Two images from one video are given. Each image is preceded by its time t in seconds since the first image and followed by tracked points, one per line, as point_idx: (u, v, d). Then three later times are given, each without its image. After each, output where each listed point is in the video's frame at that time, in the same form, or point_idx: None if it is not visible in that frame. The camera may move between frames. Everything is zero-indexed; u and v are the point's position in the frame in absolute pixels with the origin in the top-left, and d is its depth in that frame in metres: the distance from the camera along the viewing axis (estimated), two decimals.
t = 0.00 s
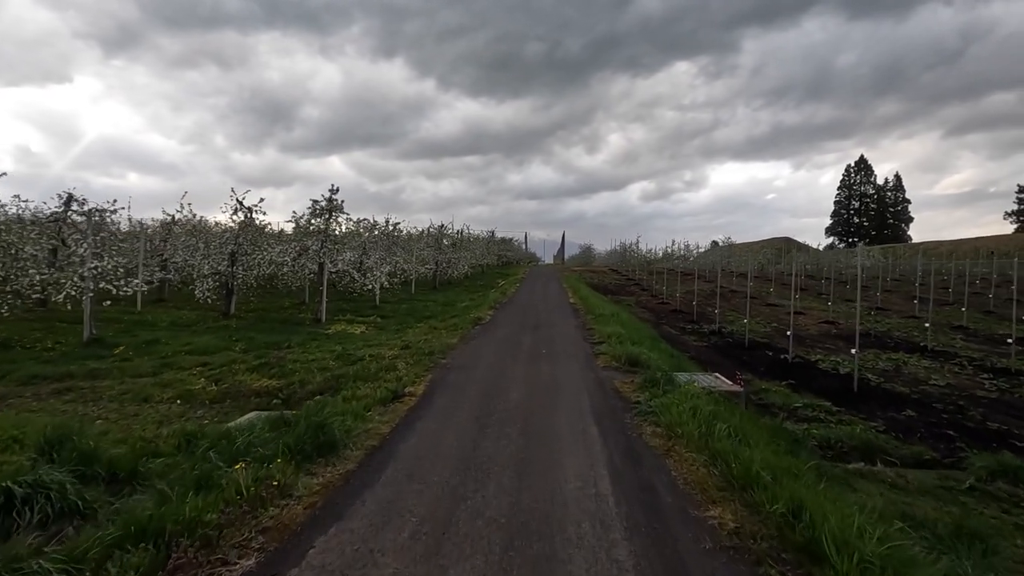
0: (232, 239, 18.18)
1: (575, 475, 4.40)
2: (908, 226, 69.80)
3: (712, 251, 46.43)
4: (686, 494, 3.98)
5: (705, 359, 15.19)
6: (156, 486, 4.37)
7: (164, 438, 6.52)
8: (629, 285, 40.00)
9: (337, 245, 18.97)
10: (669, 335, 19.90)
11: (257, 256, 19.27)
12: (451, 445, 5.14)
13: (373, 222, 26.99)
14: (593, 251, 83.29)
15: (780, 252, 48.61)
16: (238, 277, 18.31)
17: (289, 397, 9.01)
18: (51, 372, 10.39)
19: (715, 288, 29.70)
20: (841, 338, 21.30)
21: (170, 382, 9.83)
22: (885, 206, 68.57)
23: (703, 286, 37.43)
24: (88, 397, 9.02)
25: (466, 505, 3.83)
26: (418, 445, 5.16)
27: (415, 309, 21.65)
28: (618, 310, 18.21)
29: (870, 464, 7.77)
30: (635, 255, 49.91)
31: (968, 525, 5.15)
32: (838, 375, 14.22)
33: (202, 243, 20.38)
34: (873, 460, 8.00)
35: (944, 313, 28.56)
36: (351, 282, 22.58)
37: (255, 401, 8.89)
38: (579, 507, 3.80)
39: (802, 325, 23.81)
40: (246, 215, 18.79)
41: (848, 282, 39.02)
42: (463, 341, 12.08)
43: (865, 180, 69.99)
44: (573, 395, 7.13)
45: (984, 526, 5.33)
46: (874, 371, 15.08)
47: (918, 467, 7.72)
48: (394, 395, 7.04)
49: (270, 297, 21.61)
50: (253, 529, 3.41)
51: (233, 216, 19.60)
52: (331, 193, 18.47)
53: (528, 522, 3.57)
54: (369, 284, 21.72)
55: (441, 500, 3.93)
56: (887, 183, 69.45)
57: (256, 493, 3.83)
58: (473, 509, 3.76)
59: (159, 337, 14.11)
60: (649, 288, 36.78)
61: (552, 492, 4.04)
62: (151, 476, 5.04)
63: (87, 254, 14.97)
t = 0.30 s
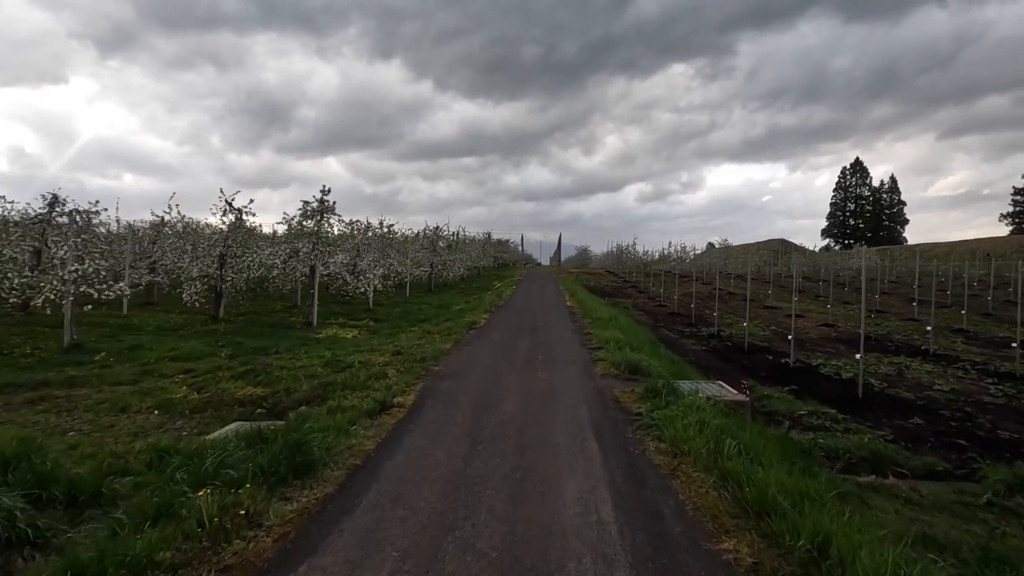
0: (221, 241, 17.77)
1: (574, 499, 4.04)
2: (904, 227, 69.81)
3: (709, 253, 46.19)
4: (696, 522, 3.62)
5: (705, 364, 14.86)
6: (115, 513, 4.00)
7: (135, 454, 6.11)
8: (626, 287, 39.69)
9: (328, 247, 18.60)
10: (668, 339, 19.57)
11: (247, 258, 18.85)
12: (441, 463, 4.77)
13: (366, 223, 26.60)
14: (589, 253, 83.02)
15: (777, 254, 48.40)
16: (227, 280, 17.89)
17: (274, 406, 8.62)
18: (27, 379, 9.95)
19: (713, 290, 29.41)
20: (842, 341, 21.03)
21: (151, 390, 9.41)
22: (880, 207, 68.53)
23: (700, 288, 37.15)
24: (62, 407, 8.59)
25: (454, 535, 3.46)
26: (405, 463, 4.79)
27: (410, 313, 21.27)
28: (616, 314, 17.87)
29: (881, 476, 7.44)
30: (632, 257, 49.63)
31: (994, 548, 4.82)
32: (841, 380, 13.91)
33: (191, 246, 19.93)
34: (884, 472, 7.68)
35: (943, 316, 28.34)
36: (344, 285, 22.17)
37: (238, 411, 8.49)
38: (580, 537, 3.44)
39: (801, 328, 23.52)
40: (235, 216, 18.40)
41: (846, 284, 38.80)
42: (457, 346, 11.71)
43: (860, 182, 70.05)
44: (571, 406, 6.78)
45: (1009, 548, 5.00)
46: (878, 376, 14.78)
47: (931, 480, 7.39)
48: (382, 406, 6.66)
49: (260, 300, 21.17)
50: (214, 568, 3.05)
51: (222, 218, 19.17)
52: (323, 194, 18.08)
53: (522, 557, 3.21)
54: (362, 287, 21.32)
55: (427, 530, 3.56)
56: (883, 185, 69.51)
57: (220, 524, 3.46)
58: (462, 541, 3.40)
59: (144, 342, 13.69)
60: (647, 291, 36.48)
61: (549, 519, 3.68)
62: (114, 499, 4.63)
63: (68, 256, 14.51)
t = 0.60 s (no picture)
0: (208, 242, 17.32)
1: (567, 522, 3.66)
2: (899, 230, 69.77)
3: (706, 255, 45.95)
4: (702, 549, 3.25)
5: (704, 368, 14.50)
6: (56, 541, 3.60)
7: (98, 468, 5.71)
8: (623, 289, 39.34)
9: (319, 248, 18.20)
10: (665, 342, 19.22)
11: (235, 260, 18.41)
12: (423, 480, 4.39)
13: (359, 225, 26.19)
14: (585, 256, 82.76)
15: (774, 256, 48.24)
16: (214, 282, 17.47)
17: (255, 414, 8.21)
18: None
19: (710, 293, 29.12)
20: (841, 344, 20.72)
21: (126, 397, 8.98)
22: (876, 209, 68.53)
23: (697, 290, 36.85)
24: (30, 415, 8.15)
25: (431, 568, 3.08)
26: (384, 481, 4.41)
27: (402, 315, 20.88)
28: (612, 316, 17.52)
29: (891, 488, 7.09)
30: (628, 260, 49.37)
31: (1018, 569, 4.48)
32: (842, 384, 13.57)
33: (178, 247, 19.47)
34: (893, 482, 7.33)
35: (942, 317, 28.08)
36: (335, 287, 21.75)
37: (216, 419, 8.09)
38: (572, 569, 3.07)
39: (799, 330, 23.23)
40: (223, 216, 17.97)
41: (843, 286, 38.57)
42: (448, 350, 11.31)
43: (856, 184, 70.10)
44: (565, 413, 6.41)
45: None
46: (880, 380, 14.46)
47: (942, 492, 7.04)
48: (364, 415, 6.27)
49: (249, 303, 20.73)
50: None
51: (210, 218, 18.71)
52: (313, 194, 17.67)
53: None
54: (353, 289, 20.90)
55: (402, 560, 3.19)
56: (878, 187, 69.48)
57: (168, 556, 3.08)
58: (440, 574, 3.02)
59: (126, 346, 13.27)
60: (644, 293, 36.15)
61: (539, 547, 3.31)
62: (63, 522, 4.25)
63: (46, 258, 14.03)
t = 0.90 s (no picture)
0: (200, 246, 16.95)
1: (567, 557, 3.31)
2: (899, 232, 69.54)
3: (705, 258, 45.65)
4: None
5: (707, 374, 14.15)
6: None
7: (67, 488, 5.34)
8: (622, 292, 38.98)
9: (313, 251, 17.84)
10: (666, 347, 18.86)
11: (227, 264, 18.05)
12: (410, 506, 4.03)
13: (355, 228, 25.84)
14: (584, 258, 82.43)
15: (774, 258, 47.98)
16: (206, 287, 17.09)
17: (240, 427, 7.83)
18: None
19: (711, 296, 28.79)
20: (845, 348, 20.38)
21: (107, 408, 8.61)
22: (876, 211, 68.31)
23: (698, 292, 36.53)
24: (5, 428, 7.78)
25: None
26: (369, 507, 4.04)
27: (399, 320, 20.53)
28: (613, 321, 17.17)
29: (907, 504, 6.75)
30: (627, 262, 49.07)
31: None
32: (849, 391, 13.23)
33: (170, 250, 19.09)
34: (909, 498, 6.99)
35: (946, 320, 27.76)
36: (331, 291, 21.38)
37: (200, 432, 7.72)
38: None
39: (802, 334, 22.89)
40: (215, 219, 17.62)
41: (844, 289, 38.27)
42: (444, 357, 10.96)
43: (855, 187, 69.90)
44: (565, 428, 6.05)
45: None
46: (887, 386, 14.12)
47: (961, 509, 6.70)
48: (352, 430, 5.91)
49: (243, 307, 20.35)
50: None
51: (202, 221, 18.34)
52: (307, 196, 17.32)
53: None
54: (348, 293, 20.54)
55: None
56: (877, 189, 69.30)
57: None
58: None
59: (113, 353, 12.90)
60: (643, 296, 35.81)
61: None
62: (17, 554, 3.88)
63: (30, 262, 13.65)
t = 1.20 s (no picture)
0: (196, 247, 16.66)
1: None
2: (905, 232, 68.91)
3: (710, 259, 45.21)
4: None
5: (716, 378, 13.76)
6: None
7: (40, 505, 5.00)
8: (626, 293, 38.57)
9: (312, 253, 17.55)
10: (672, 349, 18.48)
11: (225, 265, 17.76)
12: (404, 531, 3.67)
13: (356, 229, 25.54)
14: (587, 259, 82.03)
15: (779, 259, 47.48)
16: (203, 289, 16.79)
17: (230, 436, 7.49)
18: None
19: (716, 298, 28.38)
20: (855, 351, 19.95)
21: (95, 415, 8.29)
22: (881, 211, 67.70)
23: (703, 293, 36.10)
24: None
25: None
26: (358, 531, 3.69)
27: (400, 322, 20.20)
28: (618, 323, 16.79)
29: (934, 519, 6.36)
30: (631, 263, 48.68)
31: None
32: (862, 396, 12.84)
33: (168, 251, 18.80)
34: (936, 512, 6.60)
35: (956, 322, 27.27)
36: (331, 293, 21.07)
37: (189, 441, 7.39)
38: None
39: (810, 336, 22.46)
40: (213, 220, 17.34)
41: (851, 290, 37.77)
42: (445, 361, 10.61)
43: (860, 187, 69.32)
44: (572, 439, 5.70)
45: None
46: (901, 390, 13.70)
47: (992, 524, 6.31)
48: (345, 442, 5.55)
49: (242, 309, 20.05)
50: None
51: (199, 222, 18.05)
52: (306, 196, 17.01)
53: None
54: (349, 295, 20.21)
55: None
56: (883, 189, 68.71)
57: None
58: None
59: (106, 356, 12.57)
60: (648, 297, 35.39)
61: None
62: None
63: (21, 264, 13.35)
